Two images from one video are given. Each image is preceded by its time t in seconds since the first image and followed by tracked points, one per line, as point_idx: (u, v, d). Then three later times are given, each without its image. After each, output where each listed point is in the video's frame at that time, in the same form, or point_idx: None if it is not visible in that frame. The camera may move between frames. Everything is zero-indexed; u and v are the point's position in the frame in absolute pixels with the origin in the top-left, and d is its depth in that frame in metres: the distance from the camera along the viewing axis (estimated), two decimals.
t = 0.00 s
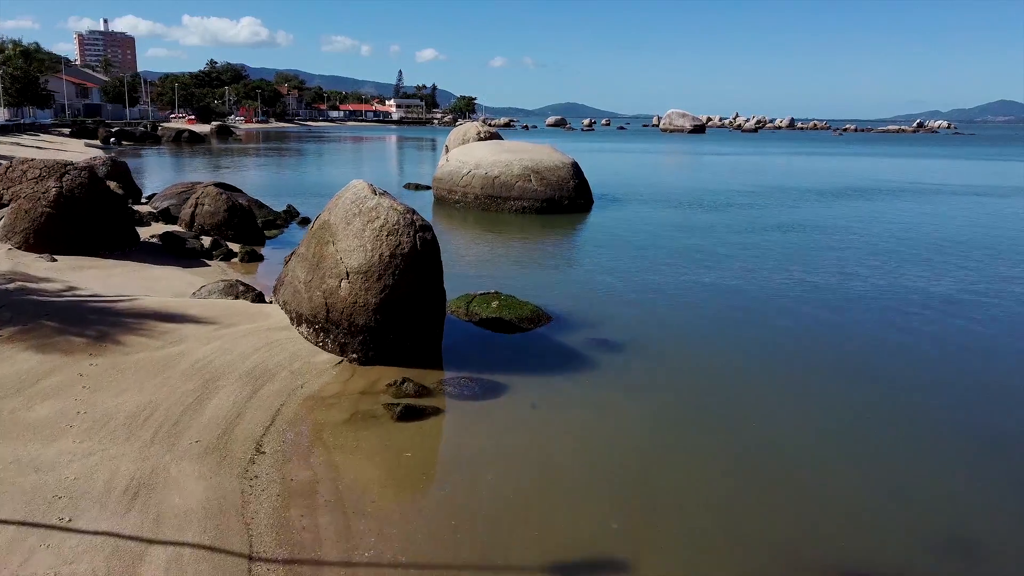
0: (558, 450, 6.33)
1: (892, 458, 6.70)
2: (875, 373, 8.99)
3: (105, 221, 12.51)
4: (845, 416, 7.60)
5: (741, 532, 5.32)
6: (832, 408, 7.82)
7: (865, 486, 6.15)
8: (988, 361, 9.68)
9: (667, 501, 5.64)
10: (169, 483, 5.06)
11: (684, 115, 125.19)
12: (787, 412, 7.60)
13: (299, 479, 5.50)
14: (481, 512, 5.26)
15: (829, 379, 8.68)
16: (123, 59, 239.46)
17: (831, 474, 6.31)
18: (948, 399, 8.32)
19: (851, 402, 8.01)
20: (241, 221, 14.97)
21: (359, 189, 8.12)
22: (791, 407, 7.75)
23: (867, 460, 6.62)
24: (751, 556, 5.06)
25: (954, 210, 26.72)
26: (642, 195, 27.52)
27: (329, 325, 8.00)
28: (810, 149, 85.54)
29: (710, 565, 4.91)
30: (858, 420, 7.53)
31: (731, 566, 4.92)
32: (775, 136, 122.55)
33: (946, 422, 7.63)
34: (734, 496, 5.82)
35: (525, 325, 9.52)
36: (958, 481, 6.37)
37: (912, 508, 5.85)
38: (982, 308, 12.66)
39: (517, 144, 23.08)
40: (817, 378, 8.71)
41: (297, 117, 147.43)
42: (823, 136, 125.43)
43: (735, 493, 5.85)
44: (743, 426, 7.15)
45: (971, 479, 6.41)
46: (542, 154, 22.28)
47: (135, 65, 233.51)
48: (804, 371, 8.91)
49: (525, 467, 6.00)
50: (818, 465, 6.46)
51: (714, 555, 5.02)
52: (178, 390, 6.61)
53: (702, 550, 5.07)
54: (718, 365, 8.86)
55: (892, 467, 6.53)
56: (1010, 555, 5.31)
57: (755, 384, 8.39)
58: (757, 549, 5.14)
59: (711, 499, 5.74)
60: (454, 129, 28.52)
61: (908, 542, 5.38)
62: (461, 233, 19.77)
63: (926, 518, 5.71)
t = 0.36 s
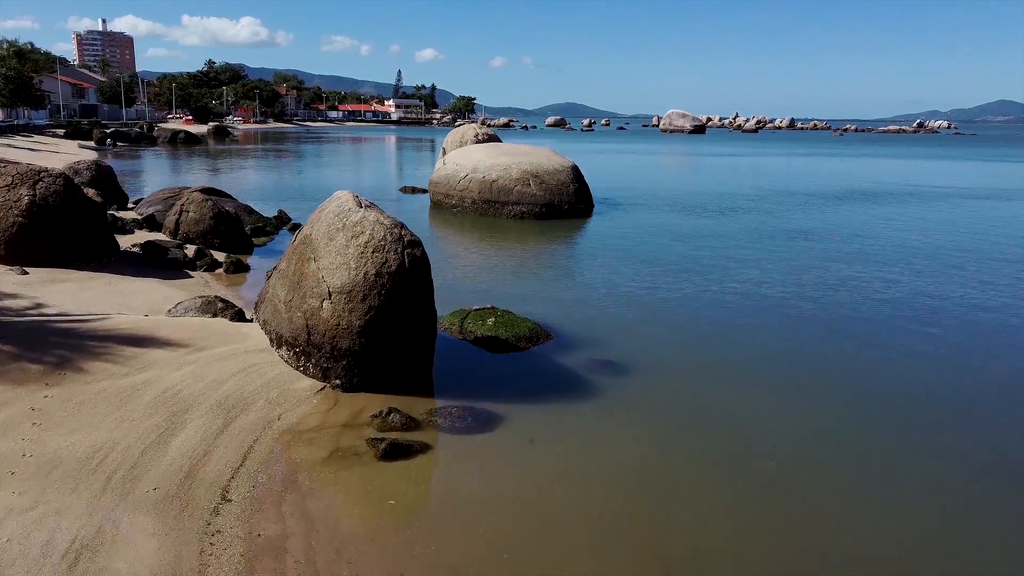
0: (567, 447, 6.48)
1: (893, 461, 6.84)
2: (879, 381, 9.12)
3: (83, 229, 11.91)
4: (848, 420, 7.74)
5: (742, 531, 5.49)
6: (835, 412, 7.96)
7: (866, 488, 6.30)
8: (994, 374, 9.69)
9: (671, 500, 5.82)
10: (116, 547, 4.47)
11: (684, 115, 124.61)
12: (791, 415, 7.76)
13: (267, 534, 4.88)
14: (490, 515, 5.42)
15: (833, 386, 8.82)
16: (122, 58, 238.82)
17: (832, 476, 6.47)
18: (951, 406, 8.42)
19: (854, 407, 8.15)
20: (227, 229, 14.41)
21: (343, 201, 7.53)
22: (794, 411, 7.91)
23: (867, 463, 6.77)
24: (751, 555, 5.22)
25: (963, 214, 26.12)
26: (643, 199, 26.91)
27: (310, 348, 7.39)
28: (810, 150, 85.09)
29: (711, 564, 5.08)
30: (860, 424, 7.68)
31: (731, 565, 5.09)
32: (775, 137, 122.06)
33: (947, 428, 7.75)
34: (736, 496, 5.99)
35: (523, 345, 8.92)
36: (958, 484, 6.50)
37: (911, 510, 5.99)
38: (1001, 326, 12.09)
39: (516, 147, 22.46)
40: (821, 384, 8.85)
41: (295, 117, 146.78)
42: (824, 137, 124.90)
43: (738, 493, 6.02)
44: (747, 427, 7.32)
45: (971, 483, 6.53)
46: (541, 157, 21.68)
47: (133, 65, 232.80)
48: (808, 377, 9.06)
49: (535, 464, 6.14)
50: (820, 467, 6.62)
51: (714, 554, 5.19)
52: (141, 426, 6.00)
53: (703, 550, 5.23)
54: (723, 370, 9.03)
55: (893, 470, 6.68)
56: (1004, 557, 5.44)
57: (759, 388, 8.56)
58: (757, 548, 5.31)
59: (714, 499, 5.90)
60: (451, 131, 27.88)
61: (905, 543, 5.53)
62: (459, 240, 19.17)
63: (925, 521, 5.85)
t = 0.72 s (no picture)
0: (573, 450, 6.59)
1: (896, 463, 6.94)
2: (881, 385, 9.19)
3: (58, 241, 11.30)
4: (850, 423, 7.84)
5: (746, 533, 5.61)
6: (837, 415, 8.07)
7: (867, 490, 6.41)
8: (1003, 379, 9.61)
9: (675, 502, 5.93)
10: None
11: (684, 115, 123.98)
12: (791, 417, 7.90)
13: None
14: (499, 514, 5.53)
15: (835, 389, 8.91)
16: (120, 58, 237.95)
17: (834, 478, 6.58)
18: (953, 409, 8.49)
19: (856, 411, 8.25)
20: (213, 240, 13.82)
21: (325, 217, 6.92)
22: (797, 415, 8.02)
23: (869, 466, 6.87)
24: (754, 556, 5.33)
25: (973, 219, 25.51)
26: (645, 204, 26.31)
27: (290, 379, 6.79)
28: (812, 150, 84.46)
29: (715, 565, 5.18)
30: (861, 427, 7.79)
31: (732, 564, 5.22)
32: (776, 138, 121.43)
33: (946, 429, 7.87)
34: (739, 498, 6.10)
35: (522, 369, 8.32)
36: (960, 486, 6.59)
37: (912, 513, 6.09)
38: None
39: (515, 150, 21.84)
40: (824, 388, 8.94)
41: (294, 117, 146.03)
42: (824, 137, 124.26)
43: (742, 496, 6.14)
44: (749, 431, 7.43)
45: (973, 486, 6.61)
46: (541, 161, 21.09)
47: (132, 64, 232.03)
48: (811, 380, 9.17)
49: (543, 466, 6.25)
50: (822, 470, 6.73)
51: (719, 556, 5.30)
52: (95, 472, 5.40)
53: (704, 550, 5.34)
54: (726, 376, 9.14)
55: (894, 471, 6.79)
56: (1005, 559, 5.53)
57: (760, 393, 8.69)
58: (760, 550, 5.42)
59: (718, 501, 6.02)
60: (449, 134, 27.24)
61: (907, 545, 5.63)
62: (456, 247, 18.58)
63: (927, 523, 5.94)
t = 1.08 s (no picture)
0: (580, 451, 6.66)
1: (897, 464, 7.05)
2: (885, 384, 9.26)
3: (30, 253, 10.68)
4: (853, 425, 7.94)
5: (751, 534, 5.71)
6: (840, 416, 8.16)
7: (870, 492, 6.51)
8: (1010, 381, 9.59)
9: (682, 503, 6.02)
10: None
11: (685, 115, 123.38)
12: (792, 418, 8.01)
13: None
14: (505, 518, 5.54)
15: (839, 389, 9.00)
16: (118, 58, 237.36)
17: (837, 478, 6.70)
18: (956, 410, 8.58)
19: (860, 412, 8.33)
20: (198, 248, 13.17)
21: (305, 234, 6.33)
22: (800, 416, 8.12)
23: (872, 468, 6.97)
24: (759, 557, 5.44)
25: (983, 224, 24.93)
26: (648, 208, 25.70)
27: (265, 412, 6.17)
28: (814, 151, 83.86)
29: (721, 566, 5.27)
30: (863, 428, 7.91)
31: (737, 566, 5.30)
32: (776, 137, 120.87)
33: (944, 429, 7.99)
34: (745, 500, 6.20)
35: (521, 395, 7.69)
36: (961, 488, 6.69)
37: (914, 514, 6.18)
38: None
39: (514, 153, 21.20)
40: (827, 388, 9.04)
41: (292, 117, 145.38)
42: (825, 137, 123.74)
43: (747, 497, 6.24)
44: (751, 432, 7.53)
45: (973, 488, 6.72)
46: (541, 165, 20.47)
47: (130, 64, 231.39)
48: (811, 381, 9.25)
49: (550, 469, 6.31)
50: (824, 471, 6.83)
51: (724, 557, 5.38)
52: (39, 529, 4.80)
53: (710, 552, 5.42)
54: (731, 376, 9.22)
55: (897, 473, 6.89)
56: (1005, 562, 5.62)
57: (761, 393, 8.78)
58: (765, 550, 5.52)
59: (724, 502, 6.11)
60: (447, 136, 26.59)
61: (908, 546, 5.74)
62: (454, 254, 17.99)
63: (929, 525, 6.04)
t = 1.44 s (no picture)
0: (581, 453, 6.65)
1: (898, 465, 7.07)
2: (886, 387, 9.27)
3: None
4: (854, 426, 7.97)
5: (753, 534, 5.71)
6: (840, 419, 8.19)
7: (870, 491, 6.53)
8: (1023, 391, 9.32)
9: (684, 504, 6.01)
10: None
11: (685, 115, 122.84)
12: (789, 419, 8.07)
13: None
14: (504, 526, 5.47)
15: (840, 392, 9.00)
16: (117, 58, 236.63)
17: (836, 479, 6.71)
18: (955, 412, 8.57)
19: (861, 413, 8.34)
20: (177, 255, 12.51)
21: (273, 248, 5.69)
22: (801, 417, 8.14)
23: (874, 469, 6.98)
24: (761, 556, 5.44)
25: (992, 226, 24.35)
26: (649, 211, 25.05)
27: (227, 446, 5.52)
28: (814, 151, 83.45)
29: (723, 566, 5.26)
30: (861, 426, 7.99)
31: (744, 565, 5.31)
32: (777, 138, 120.34)
33: (940, 428, 8.09)
34: (747, 500, 6.20)
35: (514, 421, 7.04)
36: (961, 487, 6.71)
37: (915, 514, 6.19)
38: None
39: (511, 154, 20.52)
40: (828, 391, 9.05)
41: (290, 117, 144.64)
42: (825, 137, 123.21)
43: (748, 497, 6.25)
44: (749, 432, 7.58)
45: (974, 487, 6.73)
46: (539, 166, 19.82)
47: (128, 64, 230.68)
48: (807, 381, 9.31)
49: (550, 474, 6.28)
50: (826, 472, 6.84)
51: (731, 556, 5.38)
52: None
53: (717, 553, 5.42)
54: (729, 379, 9.25)
55: (897, 472, 6.92)
56: (1006, 561, 5.63)
57: (759, 393, 8.81)
58: (767, 550, 5.52)
59: (726, 502, 6.12)
60: (442, 137, 25.91)
61: (909, 546, 5.76)
62: (449, 259, 17.36)
63: (930, 525, 6.04)
